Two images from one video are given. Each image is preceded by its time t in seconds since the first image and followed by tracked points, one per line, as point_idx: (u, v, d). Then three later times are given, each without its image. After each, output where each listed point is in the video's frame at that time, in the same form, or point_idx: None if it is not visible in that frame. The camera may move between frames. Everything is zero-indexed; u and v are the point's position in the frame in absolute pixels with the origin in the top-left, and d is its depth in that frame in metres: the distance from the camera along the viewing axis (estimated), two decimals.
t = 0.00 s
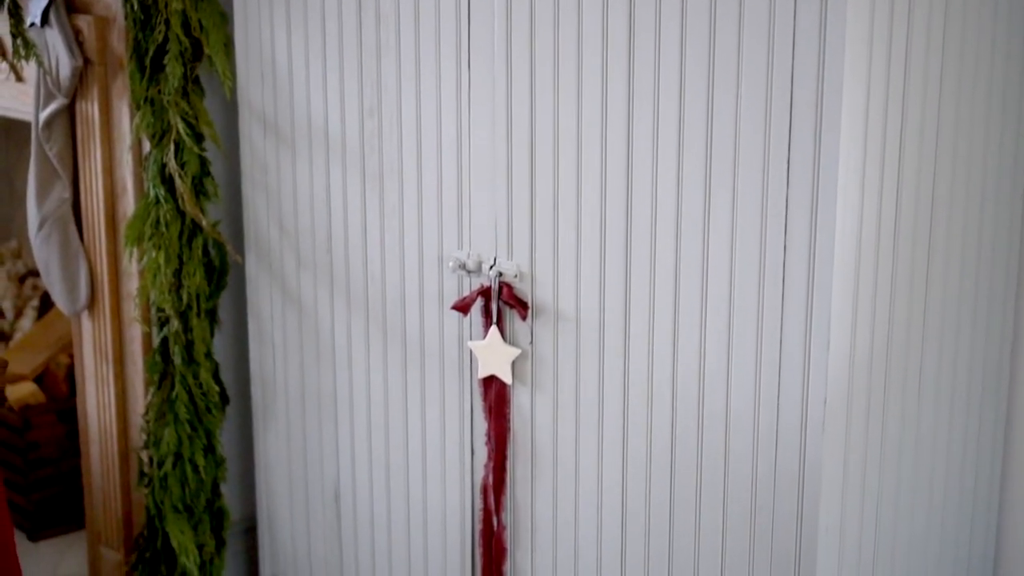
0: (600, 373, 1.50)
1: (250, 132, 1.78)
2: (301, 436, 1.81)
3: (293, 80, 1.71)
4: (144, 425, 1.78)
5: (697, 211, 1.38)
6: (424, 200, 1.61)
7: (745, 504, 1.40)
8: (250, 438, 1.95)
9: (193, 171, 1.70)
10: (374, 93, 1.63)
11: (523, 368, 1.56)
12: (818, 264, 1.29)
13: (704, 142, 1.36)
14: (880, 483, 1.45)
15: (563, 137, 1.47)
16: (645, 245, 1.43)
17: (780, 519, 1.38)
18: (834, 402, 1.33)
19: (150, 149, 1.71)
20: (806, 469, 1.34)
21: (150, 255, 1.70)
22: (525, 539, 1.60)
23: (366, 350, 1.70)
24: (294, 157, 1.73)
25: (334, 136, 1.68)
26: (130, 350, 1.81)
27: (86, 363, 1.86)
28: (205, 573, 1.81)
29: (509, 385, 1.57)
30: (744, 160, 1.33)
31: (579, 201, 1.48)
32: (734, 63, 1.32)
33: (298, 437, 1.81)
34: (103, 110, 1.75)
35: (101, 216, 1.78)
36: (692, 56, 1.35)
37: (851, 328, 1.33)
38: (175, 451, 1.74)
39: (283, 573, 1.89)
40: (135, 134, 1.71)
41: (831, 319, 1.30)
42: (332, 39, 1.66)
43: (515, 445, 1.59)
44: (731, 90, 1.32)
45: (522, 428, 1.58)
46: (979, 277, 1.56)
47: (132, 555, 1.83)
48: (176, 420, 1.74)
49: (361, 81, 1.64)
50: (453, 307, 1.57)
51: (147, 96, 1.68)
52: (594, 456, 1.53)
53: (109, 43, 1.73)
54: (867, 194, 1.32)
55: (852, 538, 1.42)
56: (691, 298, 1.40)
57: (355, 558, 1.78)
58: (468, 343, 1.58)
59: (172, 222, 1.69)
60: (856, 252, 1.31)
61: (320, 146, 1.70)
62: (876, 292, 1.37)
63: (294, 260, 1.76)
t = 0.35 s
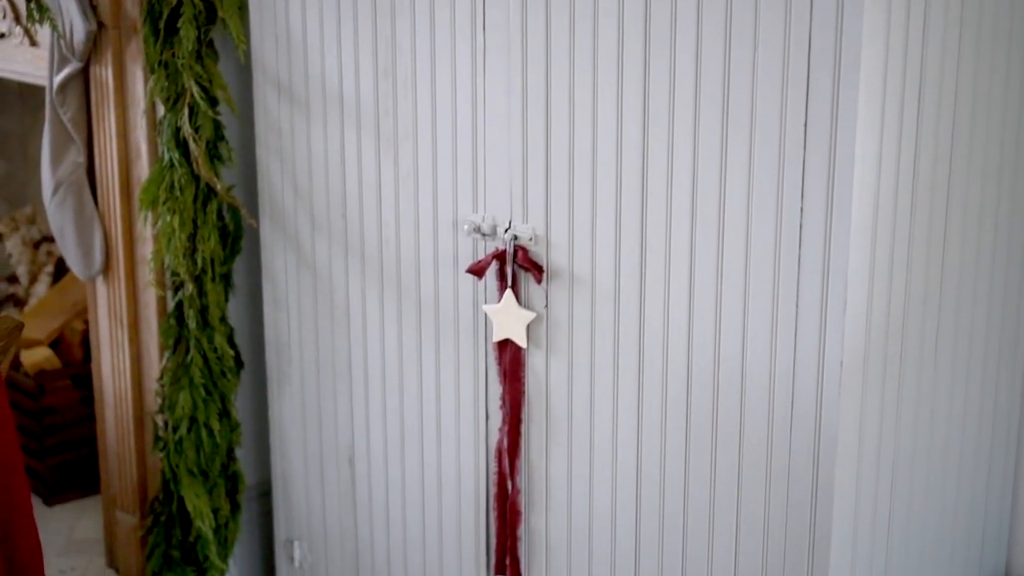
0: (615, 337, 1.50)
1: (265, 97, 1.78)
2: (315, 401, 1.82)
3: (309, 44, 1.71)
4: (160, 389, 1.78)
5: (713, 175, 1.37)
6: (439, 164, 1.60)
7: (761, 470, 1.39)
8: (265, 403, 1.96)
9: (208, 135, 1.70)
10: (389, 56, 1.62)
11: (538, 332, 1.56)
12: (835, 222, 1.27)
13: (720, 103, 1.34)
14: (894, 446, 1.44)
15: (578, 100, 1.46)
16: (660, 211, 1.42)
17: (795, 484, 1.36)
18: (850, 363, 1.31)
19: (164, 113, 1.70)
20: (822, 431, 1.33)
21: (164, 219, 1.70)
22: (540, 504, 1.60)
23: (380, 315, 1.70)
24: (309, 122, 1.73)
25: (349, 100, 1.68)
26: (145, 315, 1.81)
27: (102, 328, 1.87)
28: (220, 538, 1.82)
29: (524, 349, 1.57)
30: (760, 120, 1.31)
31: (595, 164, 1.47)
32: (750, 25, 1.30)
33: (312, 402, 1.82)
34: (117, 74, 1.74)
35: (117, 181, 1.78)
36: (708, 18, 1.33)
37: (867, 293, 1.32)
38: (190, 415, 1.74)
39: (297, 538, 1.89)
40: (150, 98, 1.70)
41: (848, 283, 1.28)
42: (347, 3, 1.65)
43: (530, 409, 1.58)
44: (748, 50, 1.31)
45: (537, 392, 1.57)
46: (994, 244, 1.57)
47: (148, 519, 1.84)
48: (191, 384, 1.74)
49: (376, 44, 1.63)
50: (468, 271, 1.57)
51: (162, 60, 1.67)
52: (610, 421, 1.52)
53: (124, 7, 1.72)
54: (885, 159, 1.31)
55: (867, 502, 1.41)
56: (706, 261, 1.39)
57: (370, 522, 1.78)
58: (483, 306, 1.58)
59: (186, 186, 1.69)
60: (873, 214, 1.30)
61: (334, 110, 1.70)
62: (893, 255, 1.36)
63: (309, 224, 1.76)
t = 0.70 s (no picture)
0: (635, 306, 1.48)
1: (284, 63, 1.79)
2: (334, 367, 1.82)
3: (327, 10, 1.71)
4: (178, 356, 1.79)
5: (733, 140, 1.35)
6: (458, 130, 1.60)
7: (779, 439, 1.38)
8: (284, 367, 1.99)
9: (227, 101, 1.69)
10: (409, 23, 1.62)
11: (558, 299, 1.56)
12: (856, 190, 1.25)
13: (742, 70, 1.32)
14: (914, 414, 1.44)
15: (598, 64, 1.45)
16: (681, 177, 1.40)
17: (814, 453, 1.35)
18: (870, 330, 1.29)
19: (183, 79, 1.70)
20: (841, 400, 1.31)
21: (183, 185, 1.69)
22: (558, 470, 1.60)
23: (399, 281, 1.70)
24: (327, 89, 1.73)
25: (368, 67, 1.67)
26: (164, 283, 1.81)
27: (121, 295, 1.87)
28: (238, 504, 1.83)
29: (543, 314, 1.56)
30: (782, 83, 1.29)
31: (615, 129, 1.45)
32: None
33: (331, 367, 1.83)
34: (136, 40, 1.74)
35: (136, 147, 1.78)
36: None
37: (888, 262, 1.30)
38: (209, 381, 1.75)
39: (317, 503, 1.92)
40: (168, 64, 1.70)
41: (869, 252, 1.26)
42: None
43: (549, 376, 1.58)
44: (770, 12, 1.29)
45: (556, 358, 1.57)
46: (1012, 210, 1.57)
47: (166, 486, 1.85)
48: (209, 350, 1.74)
49: (395, 10, 1.63)
50: (486, 237, 1.56)
51: (181, 26, 1.67)
52: (629, 388, 1.51)
53: None
54: (907, 124, 1.28)
55: (888, 469, 1.40)
56: (726, 225, 1.37)
57: (388, 487, 1.79)
58: (502, 273, 1.58)
59: (205, 152, 1.68)
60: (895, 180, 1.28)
61: (353, 76, 1.70)
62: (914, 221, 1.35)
63: (327, 190, 1.77)
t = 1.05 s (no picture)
0: (657, 276, 1.47)
1: (306, 29, 1.79)
2: (355, 333, 1.83)
3: None
4: (201, 323, 1.80)
5: (757, 104, 1.33)
6: (480, 95, 1.59)
7: (801, 406, 1.36)
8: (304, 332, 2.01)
9: (249, 67, 1.69)
10: None
11: (580, 265, 1.55)
12: (881, 154, 1.24)
13: (766, 31, 1.30)
14: (936, 379, 1.43)
15: (621, 29, 1.44)
16: (704, 143, 1.39)
17: (836, 420, 1.33)
18: (894, 295, 1.27)
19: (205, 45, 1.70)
20: (865, 364, 1.29)
21: (205, 152, 1.69)
22: (579, 436, 1.60)
23: (420, 247, 1.70)
24: (349, 54, 1.74)
25: (390, 33, 1.67)
26: (186, 249, 1.85)
27: (144, 261, 1.91)
28: (260, 470, 1.83)
29: (565, 281, 1.56)
30: (806, 52, 1.28)
31: (638, 95, 1.44)
32: None
33: (352, 333, 1.83)
34: (156, 8, 1.76)
35: (158, 115, 1.81)
36: None
37: (912, 226, 1.28)
38: (231, 348, 1.76)
39: (337, 470, 1.93)
40: (190, 29, 1.70)
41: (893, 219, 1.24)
42: None
43: (570, 342, 1.58)
44: None
45: (578, 325, 1.57)
46: None
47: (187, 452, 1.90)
48: (232, 317, 1.75)
49: None
50: (509, 203, 1.56)
51: None
52: (651, 356, 1.50)
53: None
54: (932, 84, 1.26)
55: (910, 435, 1.40)
56: (750, 188, 1.36)
57: (409, 452, 1.80)
58: (524, 238, 1.57)
59: (227, 118, 1.68)
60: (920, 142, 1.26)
61: (375, 42, 1.70)
62: (939, 184, 1.33)
63: (349, 157, 1.77)
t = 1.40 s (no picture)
0: (679, 246, 1.46)
1: None
2: (376, 303, 1.83)
3: None
4: (223, 291, 1.81)
5: (780, 71, 1.32)
6: (502, 63, 1.59)
7: (824, 375, 1.36)
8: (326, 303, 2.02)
9: (270, 35, 1.68)
10: None
11: (601, 233, 1.54)
12: (906, 122, 1.23)
13: None
14: (960, 348, 1.42)
15: None
16: (728, 112, 1.38)
17: (859, 390, 1.33)
18: (920, 260, 1.26)
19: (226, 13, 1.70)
20: (888, 333, 1.29)
21: (226, 120, 1.69)
22: (600, 406, 1.59)
23: (441, 216, 1.70)
24: (370, 23, 1.73)
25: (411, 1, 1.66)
26: (206, 219, 1.88)
27: (164, 230, 1.95)
28: (281, 439, 1.85)
29: (587, 250, 1.55)
30: (832, 21, 1.26)
31: (661, 64, 1.42)
32: None
33: (374, 303, 1.84)
34: None
35: (178, 83, 1.83)
36: None
37: (937, 194, 1.27)
38: (252, 317, 1.76)
39: (358, 439, 1.93)
40: None
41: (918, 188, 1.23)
42: None
43: (592, 311, 1.57)
44: None
45: (599, 293, 1.56)
46: None
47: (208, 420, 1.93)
48: (252, 285, 1.76)
49: None
50: (531, 170, 1.56)
51: None
52: (672, 327, 1.49)
53: None
54: (958, 49, 1.25)
55: (934, 405, 1.39)
56: (773, 153, 1.34)
57: (430, 421, 1.80)
58: (546, 206, 1.57)
59: (248, 87, 1.68)
60: (945, 107, 1.25)
61: (396, 11, 1.69)
62: (965, 150, 1.32)
63: (370, 126, 1.77)
